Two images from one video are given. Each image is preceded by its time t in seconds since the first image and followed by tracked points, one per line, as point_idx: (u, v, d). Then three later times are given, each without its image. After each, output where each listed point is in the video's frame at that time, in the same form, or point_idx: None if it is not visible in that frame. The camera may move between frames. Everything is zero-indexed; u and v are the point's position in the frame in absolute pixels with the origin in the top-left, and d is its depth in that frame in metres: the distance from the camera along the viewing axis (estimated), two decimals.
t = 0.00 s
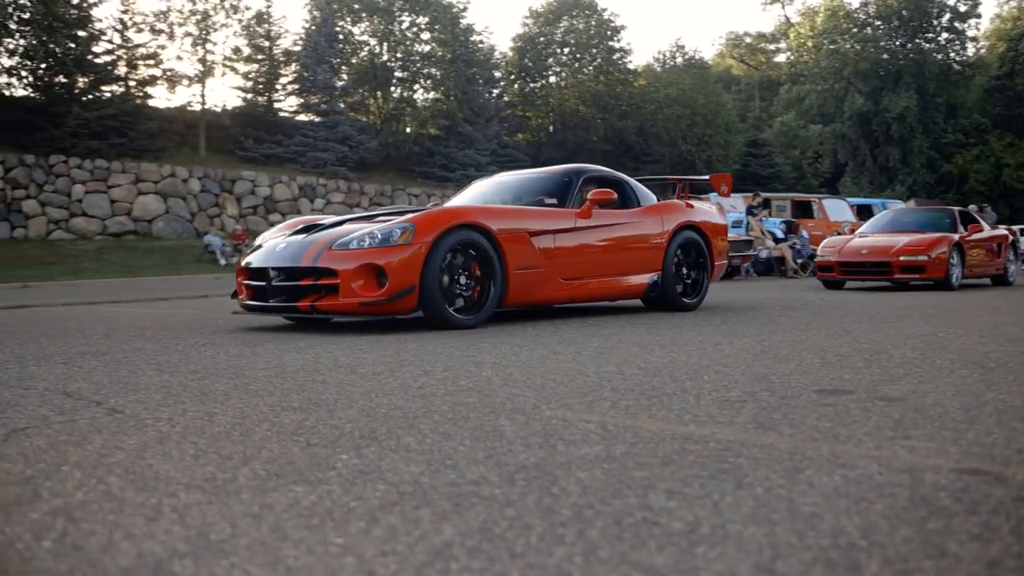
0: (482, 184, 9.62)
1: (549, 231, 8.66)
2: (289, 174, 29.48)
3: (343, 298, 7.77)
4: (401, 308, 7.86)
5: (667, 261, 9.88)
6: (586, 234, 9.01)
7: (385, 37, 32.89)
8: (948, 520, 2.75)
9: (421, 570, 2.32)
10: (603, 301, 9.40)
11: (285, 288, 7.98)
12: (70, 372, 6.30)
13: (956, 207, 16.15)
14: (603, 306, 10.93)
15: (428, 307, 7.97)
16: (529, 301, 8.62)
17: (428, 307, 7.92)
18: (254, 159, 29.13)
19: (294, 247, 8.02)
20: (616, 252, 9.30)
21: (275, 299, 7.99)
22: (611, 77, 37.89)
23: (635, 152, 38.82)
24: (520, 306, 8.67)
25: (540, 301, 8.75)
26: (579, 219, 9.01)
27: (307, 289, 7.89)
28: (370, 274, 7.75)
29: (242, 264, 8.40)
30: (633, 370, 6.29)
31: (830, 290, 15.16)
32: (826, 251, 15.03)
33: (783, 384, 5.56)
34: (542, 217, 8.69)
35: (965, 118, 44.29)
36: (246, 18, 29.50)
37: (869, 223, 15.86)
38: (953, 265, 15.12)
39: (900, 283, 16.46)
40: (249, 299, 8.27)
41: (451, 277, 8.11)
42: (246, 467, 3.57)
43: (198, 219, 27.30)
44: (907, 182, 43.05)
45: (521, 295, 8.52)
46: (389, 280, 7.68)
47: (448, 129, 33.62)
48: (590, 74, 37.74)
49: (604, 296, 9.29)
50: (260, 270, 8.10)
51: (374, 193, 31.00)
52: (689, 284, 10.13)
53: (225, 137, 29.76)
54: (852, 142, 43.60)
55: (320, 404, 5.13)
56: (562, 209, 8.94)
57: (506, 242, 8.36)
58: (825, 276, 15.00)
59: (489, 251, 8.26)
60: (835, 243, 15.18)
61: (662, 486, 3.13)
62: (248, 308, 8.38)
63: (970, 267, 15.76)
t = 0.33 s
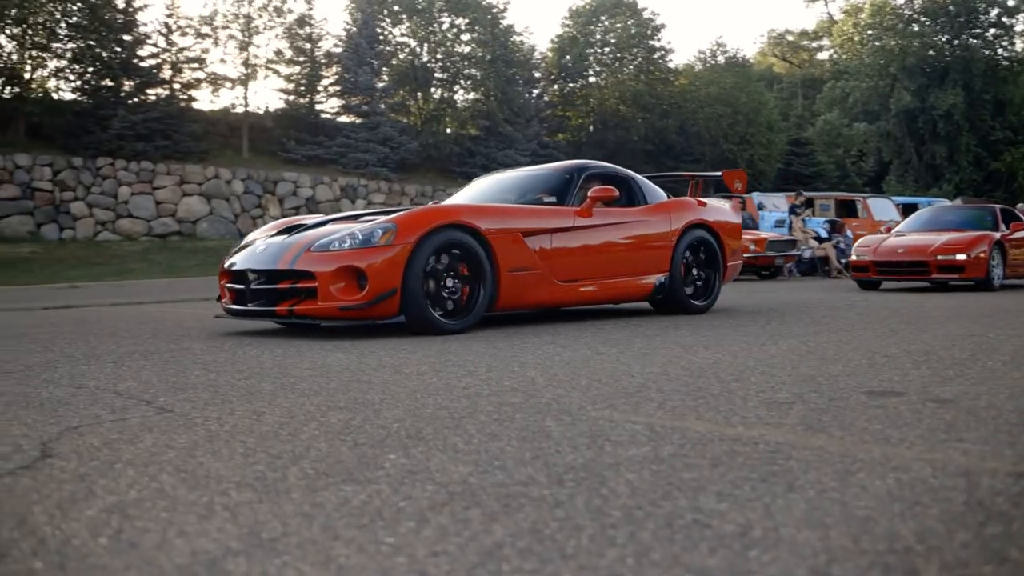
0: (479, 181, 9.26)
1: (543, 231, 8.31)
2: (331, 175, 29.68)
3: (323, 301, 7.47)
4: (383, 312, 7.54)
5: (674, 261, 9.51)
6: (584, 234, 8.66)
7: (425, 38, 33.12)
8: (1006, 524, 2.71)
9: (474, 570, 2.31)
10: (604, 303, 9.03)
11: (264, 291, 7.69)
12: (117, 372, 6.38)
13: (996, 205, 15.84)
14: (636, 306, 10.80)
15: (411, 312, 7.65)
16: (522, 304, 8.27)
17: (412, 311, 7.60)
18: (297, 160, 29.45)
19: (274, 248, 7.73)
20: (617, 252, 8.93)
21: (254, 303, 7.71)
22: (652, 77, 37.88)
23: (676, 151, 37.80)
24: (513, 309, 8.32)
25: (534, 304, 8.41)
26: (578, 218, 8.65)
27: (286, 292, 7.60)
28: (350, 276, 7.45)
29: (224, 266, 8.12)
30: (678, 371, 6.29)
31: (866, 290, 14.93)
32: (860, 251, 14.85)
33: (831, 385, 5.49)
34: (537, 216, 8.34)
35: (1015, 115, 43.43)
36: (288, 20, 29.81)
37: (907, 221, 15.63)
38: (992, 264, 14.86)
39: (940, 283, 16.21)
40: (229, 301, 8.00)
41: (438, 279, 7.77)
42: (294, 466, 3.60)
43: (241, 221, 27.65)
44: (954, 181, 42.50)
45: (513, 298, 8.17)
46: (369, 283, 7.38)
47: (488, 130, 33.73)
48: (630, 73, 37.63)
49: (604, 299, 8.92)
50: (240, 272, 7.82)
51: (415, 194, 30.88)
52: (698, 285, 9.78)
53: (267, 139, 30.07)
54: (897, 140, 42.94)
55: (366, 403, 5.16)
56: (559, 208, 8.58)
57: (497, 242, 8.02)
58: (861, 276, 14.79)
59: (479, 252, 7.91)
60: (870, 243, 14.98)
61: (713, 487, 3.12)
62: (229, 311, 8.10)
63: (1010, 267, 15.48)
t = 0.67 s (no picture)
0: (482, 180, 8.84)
1: (545, 230, 7.91)
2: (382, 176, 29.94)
3: (306, 305, 7.11)
4: (369, 317, 7.17)
5: (688, 261, 9.07)
6: (590, 234, 8.24)
7: (473, 39, 33.18)
8: None
9: (543, 569, 2.32)
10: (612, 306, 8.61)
11: (248, 295, 7.34)
12: (180, 370, 6.50)
13: None
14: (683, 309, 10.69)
15: (398, 317, 7.27)
16: (521, 307, 7.87)
17: (399, 315, 7.22)
18: (348, 161, 29.70)
19: (258, 249, 7.38)
20: (626, 252, 8.50)
21: (238, 306, 7.36)
22: (703, 75, 37.59)
23: (728, 150, 37.98)
24: (512, 313, 7.93)
25: (535, 308, 8.00)
26: (584, 216, 8.23)
27: (270, 296, 7.25)
28: (333, 279, 7.08)
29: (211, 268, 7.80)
30: (736, 373, 6.27)
31: (913, 291, 14.78)
32: (906, 251, 14.80)
33: (895, 387, 5.41)
34: (538, 214, 7.94)
35: None
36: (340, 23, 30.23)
37: (955, 220, 15.31)
38: None
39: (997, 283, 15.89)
40: (216, 305, 7.67)
41: (430, 281, 7.39)
42: (359, 464, 3.65)
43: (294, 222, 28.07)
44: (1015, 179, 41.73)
45: (511, 300, 7.77)
46: (353, 285, 7.00)
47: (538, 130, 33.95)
48: (681, 73, 37.40)
49: (612, 301, 8.50)
50: (225, 275, 7.49)
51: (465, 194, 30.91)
52: (717, 287, 9.36)
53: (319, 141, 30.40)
54: (954, 137, 41.86)
55: (425, 403, 5.22)
56: (563, 206, 8.17)
57: (493, 241, 7.63)
58: (906, 276, 14.70)
59: (473, 252, 7.52)
60: (918, 243, 14.86)
61: (779, 490, 3.11)
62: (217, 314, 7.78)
63: None
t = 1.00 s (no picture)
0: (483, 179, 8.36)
1: (544, 229, 7.43)
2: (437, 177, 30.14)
3: (285, 308, 6.71)
4: (351, 321, 6.75)
5: (703, 262, 8.52)
6: (595, 233, 7.73)
7: (527, 40, 33.25)
8: None
9: (617, 567, 2.33)
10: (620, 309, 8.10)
11: (230, 297, 6.97)
12: (241, 368, 6.59)
13: None
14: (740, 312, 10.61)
15: (382, 321, 6.83)
16: (519, 310, 7.40)
17: (384, 319, 6.78)
18: (404, 162, 29.95)
19: (241, 251, 7.00)
20: (633, 252, 7.97)
21: (220, 309, 7.00)
22: (758, 74, 37.55)
23: (783, 149, 38.19)
24: (509, 317, 7.45)
25: (535, 311, 7.51)
26: (586, 215, 7.71)
27: (250, 299, 6.86)
28: (314, 281, 6.67)
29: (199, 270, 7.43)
30: (798, 373, 6.24)
31: (962, 292, 14.44)
32: (954, 251, 14.52)
33: (963, 389, 5.33)
34: (537, 212, 7.46)
35: None
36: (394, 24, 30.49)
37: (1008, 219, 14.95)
38: None
39: None
40: (203, 307, 7.31)
41: (417, 283, 6.95)
42: (427, 460, 3.70)
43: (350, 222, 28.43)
44: None
45: (506, 304, 7.29)
46: (333, 288, 6.59)
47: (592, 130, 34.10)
48: (736, 72, 37.28)
49: (619, 305, 7.98)
50: (209, 277, 7.12)
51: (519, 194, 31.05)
52: (733, 289, 8.77)
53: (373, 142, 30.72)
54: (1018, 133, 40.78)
55: (487, 402, 5.27)
56: (566, 203, 7.68)
57: (485, 241, 7.16)
58: (956, 277, 14.36)
59: (464, 252, 7.06)
60: (968, 243, 14.55)
61: (850, 490, 3.09)
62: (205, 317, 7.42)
63: None
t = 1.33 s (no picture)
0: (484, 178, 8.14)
1: (534, 231, 7.16)
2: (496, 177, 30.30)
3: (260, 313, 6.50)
4: (327, 326, 6.54)
5: (712, 263, 8.21)
6: (593, 234, 7.45)
7: (584, 39, 33.49)
8: None
9: (680, 563, 2.37)
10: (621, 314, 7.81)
11: (209, 301, 6.79)
12: (303, 365, 6.73)
13: None
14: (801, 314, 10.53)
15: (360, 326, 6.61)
16: (508, 315, 7.13)
17: (362, 325, 6.56)
18: (463, 163, 30.16)
19: (221, 252, 6.82)
20: (636, 253, 7.68)
21: (199, 314, 6.82)
22: (820, 71, 37.03)
23: (846, 148, 37.30)
24: (498, 321, 7.18)
25: (526, 316, 7.24)
26: (582, 215, 7.43)
27: (228, 303, 6.68)
28: (288, 284, 6.46)
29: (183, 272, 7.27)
30: (862, 375, 6.19)
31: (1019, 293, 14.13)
32: (1009, 252, 14.18)
33: None
34: (528, 213, 7.20)
35: None
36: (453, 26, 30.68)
37: None
38: None
39: None
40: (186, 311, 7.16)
41: (398, 286, 6.72)
42: (491, 458, 3.77)
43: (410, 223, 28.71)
44: None
45: (494, 308, 7.04)
46: (306, 292, 6.38)
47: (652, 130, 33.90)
48: (798, 69, 36.86)
49: (619, 309, 7.69)
50: (190, 280, 6.96)
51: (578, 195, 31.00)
52: (745, 292, 8.44)
53: (432, 143, 31.02)
54: None
55: (550, 402, 5.34)
56: (562, 202, 7.41)
57: (472, 242, 6.91)
58: (1012, 278, 14.04)
59: (448, 254, 6.81)
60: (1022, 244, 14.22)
61: (913, 491, 3.09)
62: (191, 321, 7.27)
63: None
